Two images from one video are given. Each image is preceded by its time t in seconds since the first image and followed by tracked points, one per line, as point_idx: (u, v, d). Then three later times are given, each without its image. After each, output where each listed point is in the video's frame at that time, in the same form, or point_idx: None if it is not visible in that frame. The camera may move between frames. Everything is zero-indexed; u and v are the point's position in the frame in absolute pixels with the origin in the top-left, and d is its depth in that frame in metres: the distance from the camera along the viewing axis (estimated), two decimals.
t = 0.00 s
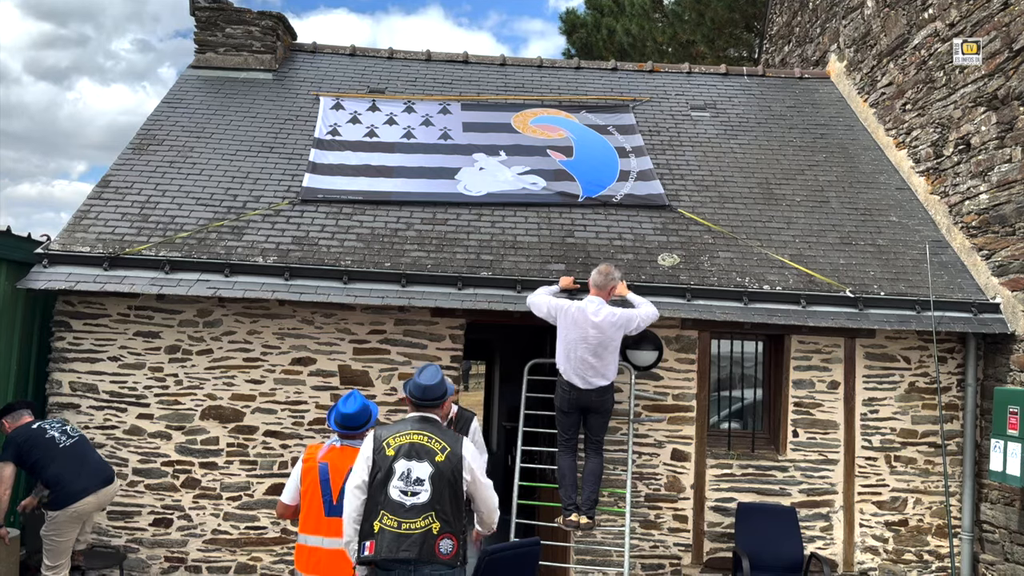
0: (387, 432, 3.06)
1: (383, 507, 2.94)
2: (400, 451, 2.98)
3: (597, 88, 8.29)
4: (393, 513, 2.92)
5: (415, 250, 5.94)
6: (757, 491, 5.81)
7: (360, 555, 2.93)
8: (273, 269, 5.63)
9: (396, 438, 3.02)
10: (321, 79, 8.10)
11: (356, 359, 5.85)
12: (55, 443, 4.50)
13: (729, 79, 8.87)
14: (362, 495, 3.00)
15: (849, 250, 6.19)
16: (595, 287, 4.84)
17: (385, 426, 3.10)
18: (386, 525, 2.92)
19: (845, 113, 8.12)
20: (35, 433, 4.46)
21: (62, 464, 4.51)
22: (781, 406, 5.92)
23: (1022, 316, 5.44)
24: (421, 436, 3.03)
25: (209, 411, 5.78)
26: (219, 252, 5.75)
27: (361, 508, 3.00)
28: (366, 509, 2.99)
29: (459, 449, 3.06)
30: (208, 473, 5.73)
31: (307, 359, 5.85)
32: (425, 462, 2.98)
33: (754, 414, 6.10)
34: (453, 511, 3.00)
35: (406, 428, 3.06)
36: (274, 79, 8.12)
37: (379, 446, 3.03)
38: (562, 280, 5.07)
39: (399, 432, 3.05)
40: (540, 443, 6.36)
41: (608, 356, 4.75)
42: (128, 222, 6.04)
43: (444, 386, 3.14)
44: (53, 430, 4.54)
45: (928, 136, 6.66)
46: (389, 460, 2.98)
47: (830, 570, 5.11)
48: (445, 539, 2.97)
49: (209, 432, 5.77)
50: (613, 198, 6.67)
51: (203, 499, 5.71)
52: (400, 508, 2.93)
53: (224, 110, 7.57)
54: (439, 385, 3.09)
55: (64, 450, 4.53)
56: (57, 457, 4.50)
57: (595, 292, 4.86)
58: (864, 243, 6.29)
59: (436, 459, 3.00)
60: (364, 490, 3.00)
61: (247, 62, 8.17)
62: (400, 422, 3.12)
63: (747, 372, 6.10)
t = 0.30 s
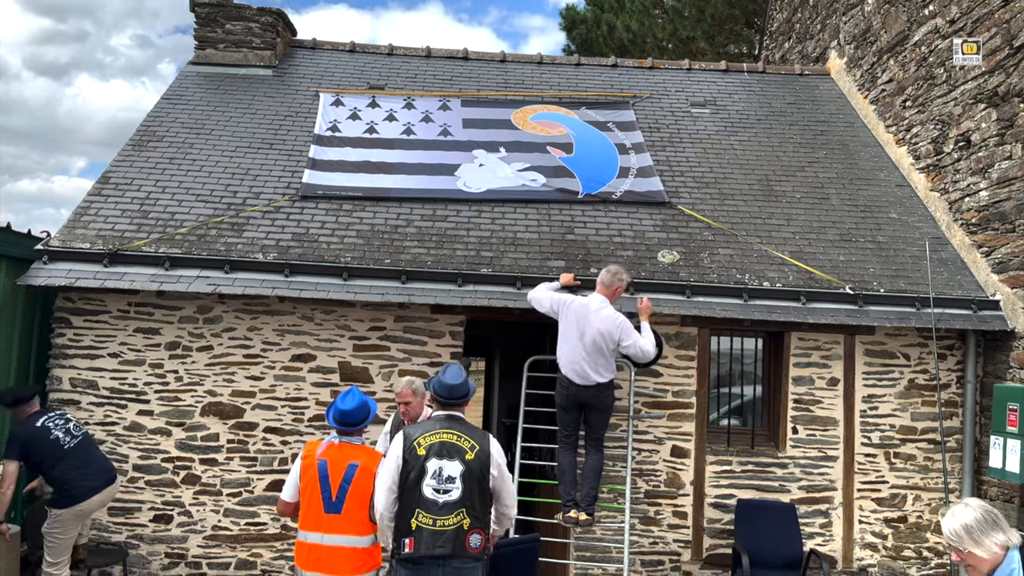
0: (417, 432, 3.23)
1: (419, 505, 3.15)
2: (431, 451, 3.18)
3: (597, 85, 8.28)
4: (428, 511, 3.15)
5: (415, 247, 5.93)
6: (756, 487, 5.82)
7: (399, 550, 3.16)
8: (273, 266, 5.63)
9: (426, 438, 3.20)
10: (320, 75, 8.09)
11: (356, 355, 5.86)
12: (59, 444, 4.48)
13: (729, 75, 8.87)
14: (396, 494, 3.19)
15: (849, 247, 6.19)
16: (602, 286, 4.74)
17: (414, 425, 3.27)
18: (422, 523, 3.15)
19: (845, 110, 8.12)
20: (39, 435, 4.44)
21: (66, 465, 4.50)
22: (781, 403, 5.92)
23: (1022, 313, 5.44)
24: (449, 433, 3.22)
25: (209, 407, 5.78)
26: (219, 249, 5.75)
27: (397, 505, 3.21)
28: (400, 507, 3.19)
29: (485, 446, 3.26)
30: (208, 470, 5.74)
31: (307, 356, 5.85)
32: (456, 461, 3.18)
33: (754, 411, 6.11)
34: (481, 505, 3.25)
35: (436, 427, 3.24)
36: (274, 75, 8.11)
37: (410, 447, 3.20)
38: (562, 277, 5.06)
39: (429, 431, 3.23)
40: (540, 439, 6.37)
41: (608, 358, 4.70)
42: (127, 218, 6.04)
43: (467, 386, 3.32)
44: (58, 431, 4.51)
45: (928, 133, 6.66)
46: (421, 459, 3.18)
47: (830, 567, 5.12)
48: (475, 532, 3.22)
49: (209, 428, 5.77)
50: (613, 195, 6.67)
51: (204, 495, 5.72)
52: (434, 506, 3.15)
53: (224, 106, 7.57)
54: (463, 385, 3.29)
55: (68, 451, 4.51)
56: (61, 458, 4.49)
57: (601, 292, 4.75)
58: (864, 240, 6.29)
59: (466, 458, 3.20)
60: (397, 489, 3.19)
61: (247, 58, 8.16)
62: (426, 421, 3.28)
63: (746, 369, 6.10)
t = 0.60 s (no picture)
0: (435, 430, 3.34)
1: (436, 502, 3.26)
2: (450, 450, 3.28)
3: (597, 83, 8.28)
4: (445, 508, 3.25)
5: (416, 246, 5.93)
6: (757, 486, 5.82)
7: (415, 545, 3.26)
8: (274, 265, 5.63)
9: (445, 437, 3.30)
10: (320, 74, 8.09)
11: (356, 355, 5.86)
12: (59, 449, 4.44)
13: (729, 74, 8.87)
14: (414, 491, 3.30)
15: (849, 246, 6.19)
16: (605, 286, 4.73)
17: (432, 423, 3.37)
18: (439, 520, 3.25)
19: (845, 109, 8.12)
20: (40, 441, 4.40)
21: (66, 470, 4.47)
22: (781, 402, 5.93)
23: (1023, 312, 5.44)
24: (468, 433, 3.32)
25: (210, 407, 5.78)
26: (219, 248, 5.75)
27: (414, 502, 3.31)
28: (417, 503, 3.29)
29: (501, 447, 3.37)
30: (209, 469, 5.74)
31: (307, 355, 5.85)
32: (473, 461, 3.29)
33: (754, 409, 6.11)
34: (496, 505, 3.35)
35: (454, 427, 3.34)
36: (274, 74, 8.11)
37: (428, 445, 3.30)
38: (563, 276, 5.07)
39: (447, 430, 3.33)
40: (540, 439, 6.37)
41: (609, 359, 4.68)
42: (128, 218, 6.04)
43: (483, 387, 3.42)
44: (59, 435, 4.44)
45: (928, 132, 6.66)
46: (440, 458, 3.28)
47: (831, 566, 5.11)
48: (489, 531, 3.32)
49: (209, 428, 5.77)
50: (613, 194, 6.68)
51: (204, 495, 5.73)
52: (451, 504, 3.26)
53: (224, 106, 7.57)
54: (480, 385, 3.38)
55: (69, 455, 4.47)
56: (61, 462, 4.46)
57: (604, 291, 4.75)
58: (865, 239, 6.29)
59: (483, 458, 3.31)
60: (415, 485, 3.30)
61: (247, 57, 8.16)
62: (442, 420, 3.38)
63: (747, 367, 6.10)
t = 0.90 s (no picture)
0: (433, 431, 3.31)
1: (440, 502, 3.25)
2: (449, 450, 3.28)
3: (597, 83, 8.28)
4: (450, 507, 3.25)
5: (416, 246, 5.93)
6: (757, 486, 5.81)
7: (422, 546, 3.24)
8: (274, 266, 5.63)
9: (443, 438, 3.30)
10: (320, 74, 8.08)
11: (356, 355, 5.86)
12: (60, 438, 4.38)
13: (729, 73, 8.87)
14: (416, 492, 3.27)
15: (849, 246, 6.19)
16: (608, 284, 4.74)
17: (428, 424, 3.35)
18: (444, 519, 3.25)
19: (845, 108, 8.11)
20: (45, 424, 4.35)
21: (68, 459, 4.42)
22: (782, 401, 5.93)
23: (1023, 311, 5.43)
24: (465, 432, 3.32)
25: (210, 408, 5.78)
26: (219, 249, 5.75)
27: (416, 503, 3.28)
28: (420, 504, 3.27)
29: (497, 443, 3.38)
30: (210, 470, 5.74)
31: (307, 355, 5.85)
32: (472, 459, 3.29)
33: (755, 409, 6.12)
34: (497, 500, 3.38)
35: (451, 427, 3.33)
36: (274, 74, 8.10)
37: (427, 446, 3.28)
38: (564, 276, 5.09)
39: (444, 430, 3.32)
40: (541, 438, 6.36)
41: (613, 359, 4.70)
42: (128, 219, 6.04)
43: (473, 386, 3.40)
44: (64, 424, 4.37)
45: (928, 131, 6.65)
46: (440, 459, 3.27)
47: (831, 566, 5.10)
48: (492, 526, 3.36)
49: (210, 428, 5.77)
50: (612, 193, 6.68)
51: (205, 496, 5.73)
52: (455, 502, 3.26)
53: (223, 106, 7.57)
54: (470, 385, 3.37)
55: (70, 446, 4.41)
56: (65, 450, 4.42)
57: (607, 289, 4.76)
58: (865, 238, 6.29)
59: (481, 455, 3.32)
60: (416, 487, 3.27)
61: (246, 57, 8.15)
62: (437, 423, 3.35)
63: (747, 366, 6.10)
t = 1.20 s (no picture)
0: (428, 427, 3.40)
1: (438, 494, 3.33)
2: (446, 444, 3.37)
3: (597, 82, 8.28)
4: (447, 498, 3.34)
5: (416, 246, 5.93)
6: (758, 485, 5.82)
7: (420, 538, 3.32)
8: (274, 266, 5.63)
9: (439, 432, 3.38)
10: (319, 74, 8.08)
11: (357, 355, 5.86)
12: (73, 387, 4.64)
13: (729, 72, 8.87)
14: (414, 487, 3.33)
15: (850, 244, 6.19)
16: (613, 285, 4.75)
17: (422, 420, 3.44)
18: (442, 511, 3.33)
19: (845, 106, 8.11)
20: (61, 371, 4.62)
21: (79, 410, 4.68)
22: (782, 400, 5.93)
23: None
24: (460, 426, 3.42)
25: (211, 408, 5.79)
26: (220, 249, 5.76)
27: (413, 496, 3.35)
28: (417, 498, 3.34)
29: (488, 436, 3.49)
30: (211, 470, 5.74)
31: (308, 355, 5.85)
32: (467, 452, 3.39)
33: (756, 408, 6.12)
34: (488, 491, 3.50)
35: (445, 422, 3.43)
36: (273, 74, 8.10)
37: (425, 441, 3.36)
38: (564, 275, 5.16)
39: (439, 426, 3.40)
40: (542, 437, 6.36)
41: (616, 359, 4.68)
42: (128, 219, 6.04)
43: (463, 384, 3.51)
44: (79, 374, 4.65)
45: (928, 129, 6.65)
46: (437, 453, 3.35)
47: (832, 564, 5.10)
48: (484, 514, 3.48)
49: (210, 428, 5.78)
50: (612, 192, 6.68)
51: (206, 496, 5.73)
52: (452, 494, 3.35)
53: (223, 106, 7.57)
54: (460, 383, 3.48)
55: (81, 397, 4.66)
56: (77, 401, 4.67)
57: (613, 290, 4.77)
58: (865, 237, 6.29)
59: (475, 448, 3.42)
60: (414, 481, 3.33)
61: (246, 57, 8.15)
62: (431, 418, 3.44)
63: (748, 365, 6.10)
